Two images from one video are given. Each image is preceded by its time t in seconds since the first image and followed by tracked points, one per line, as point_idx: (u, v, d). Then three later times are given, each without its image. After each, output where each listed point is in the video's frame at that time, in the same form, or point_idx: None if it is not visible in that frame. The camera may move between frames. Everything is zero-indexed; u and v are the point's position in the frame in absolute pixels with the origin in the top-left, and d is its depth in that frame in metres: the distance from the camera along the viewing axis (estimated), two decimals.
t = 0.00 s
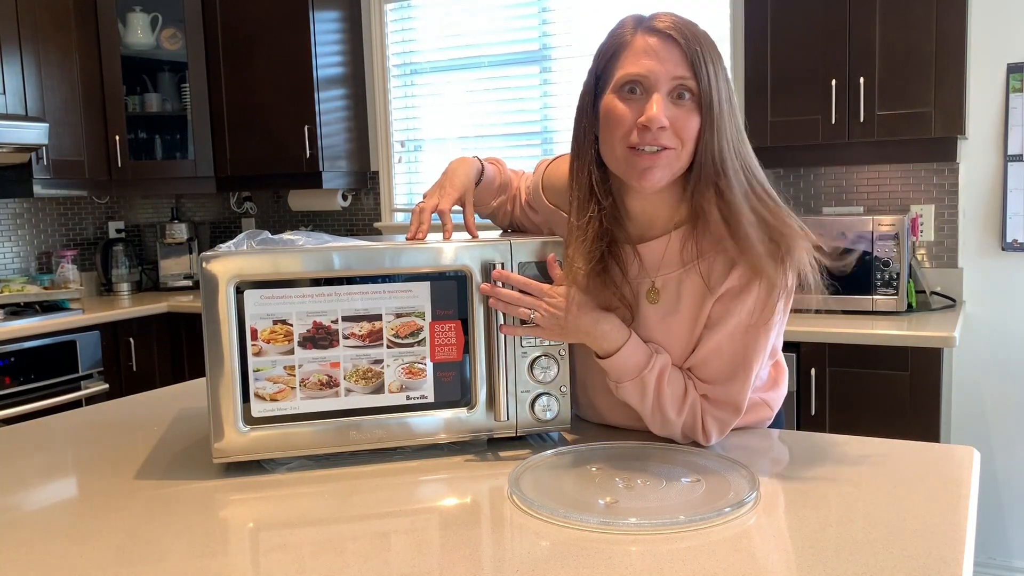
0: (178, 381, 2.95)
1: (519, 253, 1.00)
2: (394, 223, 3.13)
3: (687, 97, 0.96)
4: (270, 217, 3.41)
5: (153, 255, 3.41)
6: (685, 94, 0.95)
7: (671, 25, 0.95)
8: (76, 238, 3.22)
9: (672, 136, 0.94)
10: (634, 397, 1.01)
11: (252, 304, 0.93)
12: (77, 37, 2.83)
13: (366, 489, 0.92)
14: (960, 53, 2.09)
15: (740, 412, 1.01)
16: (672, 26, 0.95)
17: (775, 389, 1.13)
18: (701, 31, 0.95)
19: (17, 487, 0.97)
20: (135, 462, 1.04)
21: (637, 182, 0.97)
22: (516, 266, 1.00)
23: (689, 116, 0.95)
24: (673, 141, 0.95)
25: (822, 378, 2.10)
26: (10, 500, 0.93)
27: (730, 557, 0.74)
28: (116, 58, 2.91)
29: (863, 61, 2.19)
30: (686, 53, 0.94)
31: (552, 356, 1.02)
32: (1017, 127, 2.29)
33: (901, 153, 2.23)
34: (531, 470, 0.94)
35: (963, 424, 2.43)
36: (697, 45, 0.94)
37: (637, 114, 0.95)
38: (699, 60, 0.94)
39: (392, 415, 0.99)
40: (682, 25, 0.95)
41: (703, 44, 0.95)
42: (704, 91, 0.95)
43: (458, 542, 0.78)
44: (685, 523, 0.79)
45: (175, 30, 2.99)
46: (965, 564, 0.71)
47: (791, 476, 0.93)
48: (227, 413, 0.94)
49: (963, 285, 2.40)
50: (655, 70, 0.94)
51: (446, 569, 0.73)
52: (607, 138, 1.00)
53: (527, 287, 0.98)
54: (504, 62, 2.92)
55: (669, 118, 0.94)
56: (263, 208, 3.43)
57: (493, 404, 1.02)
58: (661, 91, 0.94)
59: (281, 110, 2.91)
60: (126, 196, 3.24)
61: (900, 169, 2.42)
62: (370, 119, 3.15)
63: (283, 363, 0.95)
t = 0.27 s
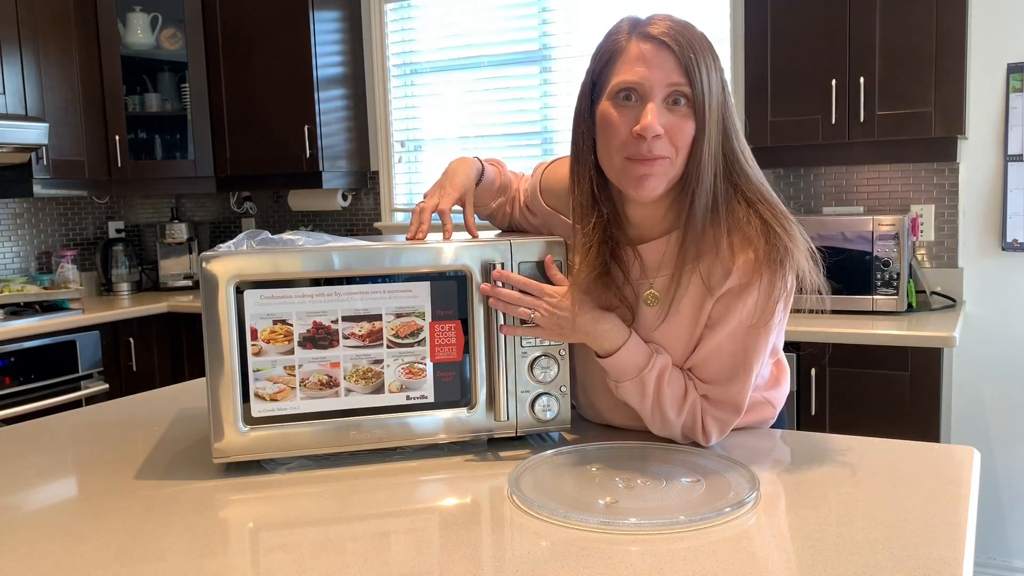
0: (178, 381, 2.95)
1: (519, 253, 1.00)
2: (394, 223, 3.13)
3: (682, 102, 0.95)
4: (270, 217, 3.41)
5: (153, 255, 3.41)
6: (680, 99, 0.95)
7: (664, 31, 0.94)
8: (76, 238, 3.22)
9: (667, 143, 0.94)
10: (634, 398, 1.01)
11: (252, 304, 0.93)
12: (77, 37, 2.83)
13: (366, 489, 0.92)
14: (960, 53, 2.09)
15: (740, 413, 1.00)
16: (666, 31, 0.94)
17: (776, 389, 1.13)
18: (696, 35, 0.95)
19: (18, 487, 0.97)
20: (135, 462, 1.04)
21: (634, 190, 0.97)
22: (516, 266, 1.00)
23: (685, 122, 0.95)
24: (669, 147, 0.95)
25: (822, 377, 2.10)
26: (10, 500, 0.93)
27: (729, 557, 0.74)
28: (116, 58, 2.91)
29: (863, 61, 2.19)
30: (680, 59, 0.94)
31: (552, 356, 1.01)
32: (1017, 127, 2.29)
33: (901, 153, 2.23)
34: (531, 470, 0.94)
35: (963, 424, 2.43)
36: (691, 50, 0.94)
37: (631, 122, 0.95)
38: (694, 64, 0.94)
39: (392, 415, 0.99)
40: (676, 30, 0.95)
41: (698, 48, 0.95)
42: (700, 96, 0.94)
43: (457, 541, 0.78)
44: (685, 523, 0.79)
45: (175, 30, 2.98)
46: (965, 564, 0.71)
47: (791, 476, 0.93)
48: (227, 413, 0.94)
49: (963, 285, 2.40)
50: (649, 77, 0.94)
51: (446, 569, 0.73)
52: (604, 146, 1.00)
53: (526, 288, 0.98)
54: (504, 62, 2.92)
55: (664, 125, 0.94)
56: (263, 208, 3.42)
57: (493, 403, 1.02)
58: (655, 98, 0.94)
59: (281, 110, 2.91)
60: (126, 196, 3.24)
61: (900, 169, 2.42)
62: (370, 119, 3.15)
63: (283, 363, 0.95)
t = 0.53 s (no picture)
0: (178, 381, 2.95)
1: (519, 253, 1.00)
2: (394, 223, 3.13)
3: (675, 104, 0.95)
4: (270, 217, 3.41)
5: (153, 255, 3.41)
6: (674, 101, 0.95)
7: (658, 32, 0.94)
8: (76, 238, 3.22)
9: (662, 146, 0.95)
10: (633, 399, 1.01)
11: (252, 304, 0.93)
12: (77, 37, 2.83)
13: (365, 489, 0.92)
14: (960, 53, 2.09)
15: (740, 413, 1.00)
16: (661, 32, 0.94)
17: (777, 389, 1.13)
18: (693, 36, 0.94)
19: (18, 487, 0.97)
20: (135, 462, 1.04)
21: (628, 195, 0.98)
22: (516, 266, 1.00)
23: (679, 124, 0.95)
24: (664, 150, 0.95)
25: (822, 377, 2.10)
26: (10, 500, 0.93)
27: (729, 557, 0.74)
28: (116, 58, 2.91)
29: (863, 62, 2.19)
30: (675, 58, 0.93)
31: (552, 356, 1.01)
32: (1017, 127, 2.29)
33: (901, 153, 2.23)
34: (531, 470, 0.94)
35: (963, 424, 2.43)
36: (685, 51, 0.93)
37: (626, 125, 0.96)
38: (690, 63, 0.94)
39: (392, 415, 0.99)
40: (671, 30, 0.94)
41: (694, 47, 0.94)
42: (697, 95, 0.94)
43: (457, 541, 0.78)
44: (685, 523, 0.79)
45: (175, 30, 2.98)
46: (965, 564, 0.71)
47: (792, 476, 0.93)
48: (227, 413, 0.94)
49: (963, 285, 2.40)
50: (642, 78, 0.94)
51: (445, 569, 0.73)
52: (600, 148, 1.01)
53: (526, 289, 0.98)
54: (504, 62, 2.92)
55: (658, 127, 0.94)
56: (263, 208, 3.42)
57: (493, 403, 1.02)
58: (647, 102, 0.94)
59: (281, 109, 2.91)
60: (126, 196, 3.24)
61: (900, 169, 2.42)
62: (370, 119, 3.15)
63: (283, 364, 0.95)
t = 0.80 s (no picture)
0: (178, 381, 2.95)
1: (519, 253, 1.00)
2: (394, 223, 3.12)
3: (675, 104, 0.95)
4: (270, 217, 3.41)
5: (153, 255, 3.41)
6: (673, 102, 0.95)
7: (657, 33, 0.94)
8: (76, 238, 3.22)
9: (661, 146, 0.94)
10: (633, 399, 1.01)
11: (252, 304, 0.93)
12: (77, 37, 2.83)
13: (365, 489, 0.92)
14: (960, 53, 2.09)
15: (741, 414, 1.00)
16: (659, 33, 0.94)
17: (778, 389, 1.12)
18: (692, 37, 0.94)
19: (18, 487, 0.97)
20: (135, 462, 1.04)
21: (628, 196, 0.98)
22: (516, 266, 0.99)
23: (678, 124, 0.95)
24: (663, 151, 0.95)
25: (822, 377, 2.10)
26: (10, 500, 0.93)
27: (729, 557, 0.74)
28: (116, 58, 2.91)
29: (863, 62, 2.19)
30: (673, 59, 0.93)
31: (552, 356, 1.01)
32: (1017, 127, 2.29)
33: (901, 153, 2.23)
34: (531, 470, 0.94)
35: (963, 424, 2.43)
36: (684, 51, 0.93)
37: (626, 126, 0.95)
38: (689, 63, 0.93)
39: (392, 415, 0.99)
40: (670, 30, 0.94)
41: (693, 47, 0.94)
42: (696, 95, 0.94)
43: (457, 542, 0.78)
44: (685, 523, 0.79)
45: (175, 30, 2.98)
46: (965, 564, 0.71)
47: (792, 476, 0.93)
48: (227, 413, 0.94)
49: (963, 285, 2.40)
50: (642, 79, 0.94)
51: (445, 569, 0.73)
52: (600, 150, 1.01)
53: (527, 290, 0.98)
54: (504, 62, 2.92)
55: (657, 128, 0.94)
56: (263, 208, 3.42)
57: (493, 403, 1.02)
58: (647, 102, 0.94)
59: (281, 109, 2.91)
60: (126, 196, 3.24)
61: (900, 169, 2.42)
62: (370, 119, 3.15)
63: (283, 364, 0.95)
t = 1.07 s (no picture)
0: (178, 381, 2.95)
1: (519, 253, 0.99)
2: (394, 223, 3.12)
3: (674, 105, 0.95)
4: (270, 217, 3.41)
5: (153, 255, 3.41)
6: (673, 102, 0.95)
7: (656, 33, 0.94)
8: (76, 238, 3.22)
9: (661, 145, 0.95)
10: (634, 399, 1.01)
11: (252, 304, 0.93)
12: (77, 37, 2.83)
13: (365, 489, 0.92)
14: (960, 53, 2.09)
15: (743, 412, 1.00)
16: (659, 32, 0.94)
17: (778, 388, 1.12)
18: (692, 36, 0.94)
19: (18, 487, 0.97)
20: (135, 462, 1.04)
21: (628, 196, 0.99)
22: (516, 266, 0.99)
23: (678, 124, 0.95)
24: (663, 150, 0.95)
25: (822, 377, 2.10)
26: (10, 500, 0.93)
27: (729, 556, 0.74)
28: (116, 58, 2.91)
29: (863, 62, 2.19)
30: (673, 59, 0.93)
31: (552, 356, 1.01)
32: (1017, 127, 2.29)
33: (901, 154, 2.23)
34: (532, 470, 0.94)
35: (963, 424, 2.43)
36: (684, 52, 0.93)
37: (625, 125, 0.96)
38: (688, 62, 0.93)
39: (392, 415, 0.99)
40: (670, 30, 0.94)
41: (693, 46, 0.94)
42: (695, 94, 0.94)
43: (457, 542, 0.78)
44: (685, 523, 0.79)
45: (175, 30, 2.98)
46: (965, 564, 0.71)
47: (792, 476, 0.93)
48: (227, 413, 0.94)
49: (963, 285, 2.40)
50: (640, 79, 0.94)
51: (445, 569, 0.73)
52: (601, 150, 1.01)
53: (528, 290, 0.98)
54: (504, 62, 2.92)
55: (656, 128, 0.94)
56: (263, 208, 3.42)
57: (493, 403, 1.02)
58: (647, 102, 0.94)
59: (281, 109, 2.91)
60: (126, 196, 3.24)
61: (901, 169, 2.42)
62: (370, 119, 3.15)
63: (283, 364, 0.95)
